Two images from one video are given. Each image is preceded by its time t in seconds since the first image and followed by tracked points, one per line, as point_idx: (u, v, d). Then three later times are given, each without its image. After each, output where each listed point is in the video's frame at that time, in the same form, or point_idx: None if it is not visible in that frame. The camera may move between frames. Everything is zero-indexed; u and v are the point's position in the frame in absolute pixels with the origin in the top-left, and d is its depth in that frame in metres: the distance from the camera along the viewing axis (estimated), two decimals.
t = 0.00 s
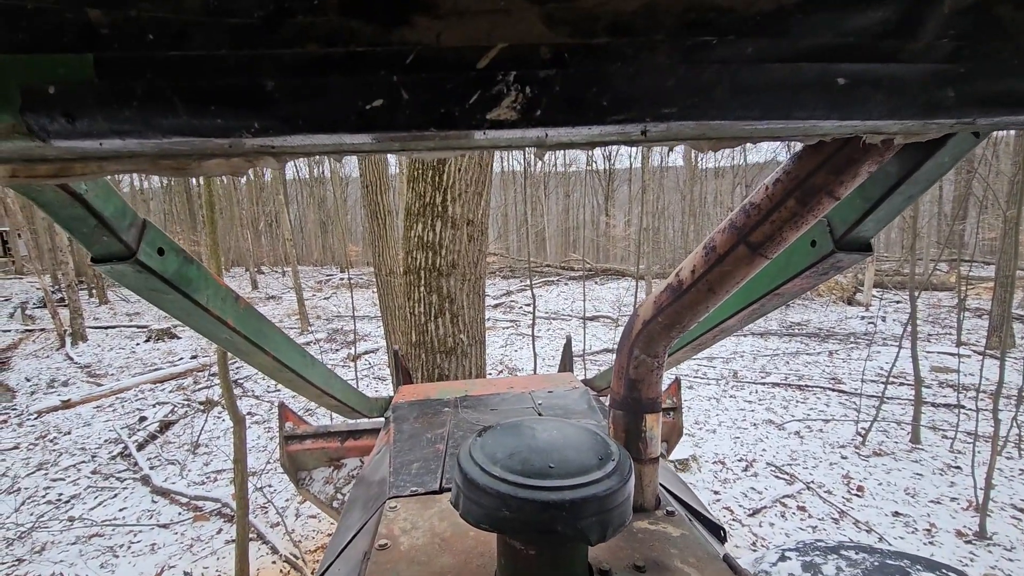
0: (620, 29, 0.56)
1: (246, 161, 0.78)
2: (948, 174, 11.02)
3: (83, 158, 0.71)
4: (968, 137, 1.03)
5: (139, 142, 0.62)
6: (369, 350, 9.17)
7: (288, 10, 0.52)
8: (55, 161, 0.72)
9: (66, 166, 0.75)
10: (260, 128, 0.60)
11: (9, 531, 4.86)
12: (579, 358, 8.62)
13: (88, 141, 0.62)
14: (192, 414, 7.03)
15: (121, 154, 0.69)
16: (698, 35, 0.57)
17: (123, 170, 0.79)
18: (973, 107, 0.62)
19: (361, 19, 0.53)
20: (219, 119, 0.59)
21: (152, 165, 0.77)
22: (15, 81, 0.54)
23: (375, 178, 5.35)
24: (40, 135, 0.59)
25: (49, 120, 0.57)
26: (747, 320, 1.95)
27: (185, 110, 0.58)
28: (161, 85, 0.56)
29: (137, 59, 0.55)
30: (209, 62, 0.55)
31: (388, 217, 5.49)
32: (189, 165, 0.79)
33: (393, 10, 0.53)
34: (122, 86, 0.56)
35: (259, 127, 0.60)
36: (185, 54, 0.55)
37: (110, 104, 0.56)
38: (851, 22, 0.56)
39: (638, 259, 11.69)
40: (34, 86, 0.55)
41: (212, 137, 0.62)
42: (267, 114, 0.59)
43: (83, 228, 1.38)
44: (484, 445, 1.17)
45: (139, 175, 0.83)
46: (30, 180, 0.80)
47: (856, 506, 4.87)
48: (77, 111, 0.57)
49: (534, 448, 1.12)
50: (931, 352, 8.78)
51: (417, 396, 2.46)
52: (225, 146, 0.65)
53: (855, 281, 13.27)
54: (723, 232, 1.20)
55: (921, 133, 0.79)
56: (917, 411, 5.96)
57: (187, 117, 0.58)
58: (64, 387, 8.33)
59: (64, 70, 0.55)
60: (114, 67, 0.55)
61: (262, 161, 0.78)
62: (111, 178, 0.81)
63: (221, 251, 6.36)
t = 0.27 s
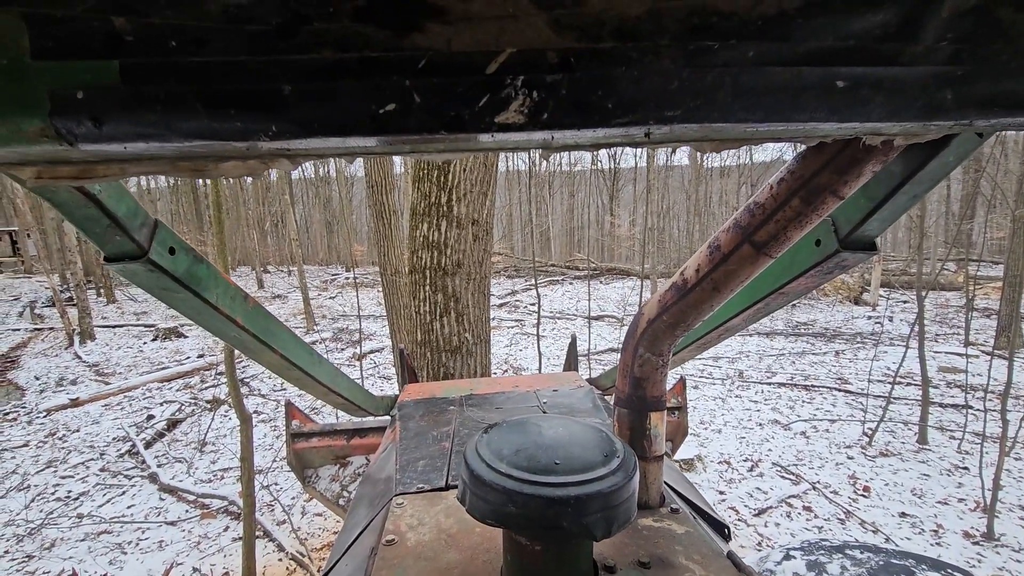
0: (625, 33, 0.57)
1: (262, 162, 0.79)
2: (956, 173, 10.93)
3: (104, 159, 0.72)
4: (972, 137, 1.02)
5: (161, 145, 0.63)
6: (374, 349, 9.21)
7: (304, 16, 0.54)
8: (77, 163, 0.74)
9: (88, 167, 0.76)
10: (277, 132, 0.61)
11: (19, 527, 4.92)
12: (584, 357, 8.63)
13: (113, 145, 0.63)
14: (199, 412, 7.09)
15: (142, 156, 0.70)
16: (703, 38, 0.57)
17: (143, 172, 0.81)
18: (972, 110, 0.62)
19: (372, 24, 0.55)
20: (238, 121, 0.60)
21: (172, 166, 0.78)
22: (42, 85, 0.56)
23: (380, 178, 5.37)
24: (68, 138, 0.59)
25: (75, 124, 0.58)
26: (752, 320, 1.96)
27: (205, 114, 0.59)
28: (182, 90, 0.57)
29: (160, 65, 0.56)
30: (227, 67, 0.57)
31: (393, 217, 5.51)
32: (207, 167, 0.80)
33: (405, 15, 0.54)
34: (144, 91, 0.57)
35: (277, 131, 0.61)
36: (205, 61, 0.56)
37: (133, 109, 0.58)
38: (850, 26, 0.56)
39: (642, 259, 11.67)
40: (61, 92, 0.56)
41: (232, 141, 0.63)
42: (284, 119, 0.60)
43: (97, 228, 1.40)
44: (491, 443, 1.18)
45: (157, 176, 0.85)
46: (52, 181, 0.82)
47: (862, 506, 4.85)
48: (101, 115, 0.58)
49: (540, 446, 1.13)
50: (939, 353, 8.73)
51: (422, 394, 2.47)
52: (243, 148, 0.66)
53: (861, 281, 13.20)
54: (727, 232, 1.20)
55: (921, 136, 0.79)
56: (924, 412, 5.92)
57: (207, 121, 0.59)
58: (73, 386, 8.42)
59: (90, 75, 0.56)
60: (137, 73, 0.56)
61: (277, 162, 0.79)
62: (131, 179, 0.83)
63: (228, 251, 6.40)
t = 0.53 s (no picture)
0: (652, 16, 0.57)
1: (276, 152, 0.78)
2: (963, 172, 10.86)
3: (117, 148, 0.72)
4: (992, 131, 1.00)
5: (176, 132, 0.63)
6: (377, 348, 9.21)
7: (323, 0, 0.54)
8: (91, 152, 0.74)
9: (100, 156, 0.76)
10: (294, 118, 0.60)
11: (25, 524, 4.94)
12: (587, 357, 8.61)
13: (127, 132, 0.63)
14: (203, 411, 7.11)
15: (156, 144, 0.70)
16: (732, 22, 0.57)
17: (156, 162, 0.81)
18: (1012, 95, 0.62)
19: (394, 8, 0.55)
20: (255, 108, 0.59)
21: (185, 155, 0.78)
22: (58, 69, 0.56)
23: (384, 177, 5.37)
24: (82, 125, 0.60)
25: (90, 110, 0.58)
26: (761, 318, 1.94)
27: (223, 100, 0.58)
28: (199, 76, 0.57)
29: (176, 50, 0.56)
30: (245, 51, 0.57)
31: (397, 215, 5.51)
32: (221, 157, 0.80)
33: None
34: (161, 76, 0.57)
35: (295, 117, 0.60)
36: (223, 44, 0.56)
37: (149, 94, 0.57)
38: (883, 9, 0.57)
39: (646, 258, 11.64)
40: (76, 75, 0.56)
41: (248, 128, 0.62)
42: (303, 106, 0.59)
43: (104, 224, 1.40)
44: (500, 440, 1.17)
45: (169, 166, 0.85)
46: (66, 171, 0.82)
47: (868, 507, 4.82)
48: (116, 100, 0.58)
49: (550, 443, 1.12)
50: (945, 353, 8.67)
51: (427, 392, 2.47)
52: (259, 136, 0.66)
53: (867, 281, 13.13)
54: (739, 228, 1.19)
55: (953, 122, 0.78)
56: (931, 412, 5.89)
57: (224, 107, 0.59)
58: (78, 383, 8.45)
59: (107, 60, 0.56)
60: (154, 58, 0.56)
61: (292, 152, 0.79)
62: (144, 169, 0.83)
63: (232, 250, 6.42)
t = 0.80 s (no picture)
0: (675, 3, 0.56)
1: (288, 143, 0.77)
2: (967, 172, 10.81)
3: (127, 138, 0.71)
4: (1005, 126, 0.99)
5: (188, 121, 0.62)
6: (379, 347, 9.21)
7: None
8: (101, 143, 0.73)
9: (110, 147, 0.76)
10: (309, 107, 0.60)
11: (29, 522, 4.95)
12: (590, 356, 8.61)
13: (138, 121, 0.62)
14: (206, 409, 7.12)
15: (166, 134, 0.69)
16: (757, 8, 0.56)
17: (165, 153, 0.80)
18: None
19: None
20: (271, 97, 0.58)
21: (196, 146, 0.77)
22: (69, 56, 0.56)
23: (386, 176, 5.37)
24: (92, 113, 0.59)
25: (102, 99, 0.57)
26: (768, 316, 1.93)
27: (237, 87, 0.57)
28: (215, 62, 0.57)
29: (189, 36, 0.56)
30: (260, 37, 0.56)
31: (399, 214, 5.51)
32: (231, 148, 0.79)
33: None
34: (176, 62, 0.56)
35: (309, 106, 0.60)
36: (239, 30, 0.56)
37: (163, 82, 0.56)
38: None
39: (648, 258, 11.62)
40: (87, 62, 0.56)
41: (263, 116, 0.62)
42: (320, 94, 0.58)
43: (110, 219, 1.39)
44: (507, 438, 1.16)
45: (179, 159, 0.84)
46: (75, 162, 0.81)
47: (872, 507, 4.81)
48: (127, 89, 0.57)
49: (558, 441, 1.12)
50: (949, 353, 8.64)
51: (430, 391, 2.46)
52: (273, 126, 0.65)
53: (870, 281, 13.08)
54: (748, 224, 1.18)
55: (974, 114, 0.77)
56: (935, 412, 5.87)
57: (239, 94, 0.58)
58: (82, 382, 8.47)
59: (121, 46, 0.55)
60: (168, 44, 0.56)
61: (303, 143, 0.78)
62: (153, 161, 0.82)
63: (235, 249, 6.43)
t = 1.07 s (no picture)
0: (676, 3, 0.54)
1: (281, 145, 0.76)
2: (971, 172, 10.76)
3: (117, 141, 0.70)
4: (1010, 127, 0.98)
5: (177, 124, 0.61)
6: (380, 346, 9.21)
7: None
8: (90, 145, 0.72)
9: (101, 149, 0.75)
10: (300, 110, 0.59)
11: (30, 520, 4.96)
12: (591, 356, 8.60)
13: (124, 125, 0.61)
14: (207, 408, 7.13)
15: (157, 137, 0.68)
16: (762, 8, 0.55)
17: (157, 155, 0.79)
18: None
19: None
20: (260, 99, 0.57)
21: (187, 148, 0.76)
22: (54, 56, 0.55)
23: (387, 174, 5.35)
24: (77, 115, 0.58)
25: (88, 101, 0.56)
26: (770, 318, 1.91)
27: (225, 90, 0.56)
28: (204, 64, 0.56)
29: (176, 36, 0.55)
30: (250, 39, 0.55)
31: (400, 213, 5.51)
32: (223, 150, 0.78)
33: None
34: (162, 64, 0.55)
35: (301, 108, 0.58)
36: (228, 31, 0.55)
37: (151, 84, 0.56)
38: None
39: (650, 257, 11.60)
40: (73, 63, 0.55)
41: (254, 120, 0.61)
42: (310, 96, 0.57)
43: (108, 219, 1.38)
44: (506, 441, 1.15)
45: (171, 161, 0.83)
46: (65, 164, 0.80)
47: (873, 508, 4.79)
48: (114, 90, 0.56)
49: (557, 444, 1.10)
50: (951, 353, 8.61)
51: (430, 391, 2.45)
52: (264, 128, 0.64)
53: (872, 281, 13.05)
54: (750, 226, 1.16)
55: (982, 117, 0.76)
56: (937, 413, 5.84)
57: (228, 97, 0.57)
58: (83, 380, 8.49)
59: (106, 47, 0.54)
60: (154, 45, 0.55)
61: (297, 145, 0.76)
62: (145, 163, 0.81)
63: (235, 247, 6.42)
